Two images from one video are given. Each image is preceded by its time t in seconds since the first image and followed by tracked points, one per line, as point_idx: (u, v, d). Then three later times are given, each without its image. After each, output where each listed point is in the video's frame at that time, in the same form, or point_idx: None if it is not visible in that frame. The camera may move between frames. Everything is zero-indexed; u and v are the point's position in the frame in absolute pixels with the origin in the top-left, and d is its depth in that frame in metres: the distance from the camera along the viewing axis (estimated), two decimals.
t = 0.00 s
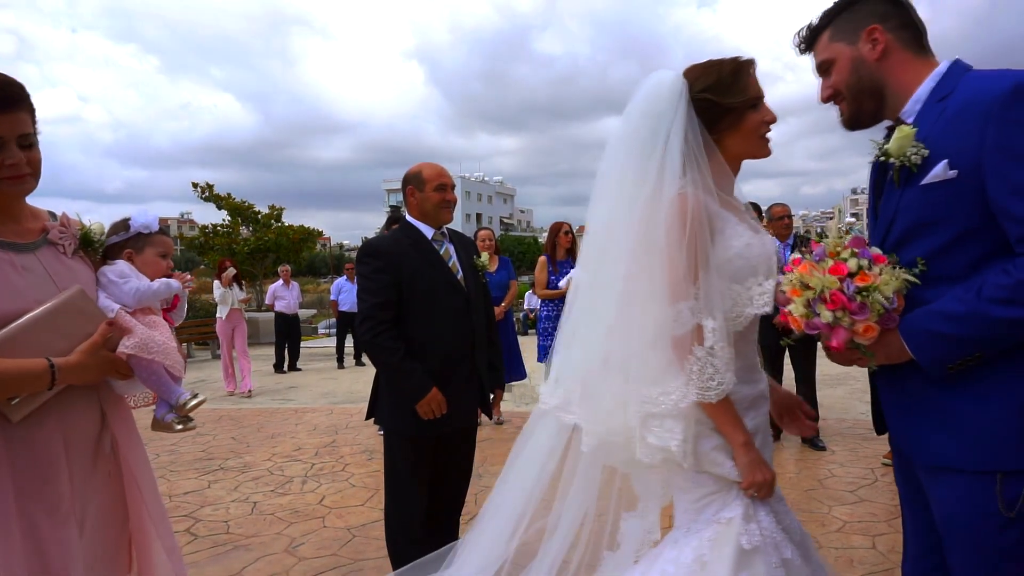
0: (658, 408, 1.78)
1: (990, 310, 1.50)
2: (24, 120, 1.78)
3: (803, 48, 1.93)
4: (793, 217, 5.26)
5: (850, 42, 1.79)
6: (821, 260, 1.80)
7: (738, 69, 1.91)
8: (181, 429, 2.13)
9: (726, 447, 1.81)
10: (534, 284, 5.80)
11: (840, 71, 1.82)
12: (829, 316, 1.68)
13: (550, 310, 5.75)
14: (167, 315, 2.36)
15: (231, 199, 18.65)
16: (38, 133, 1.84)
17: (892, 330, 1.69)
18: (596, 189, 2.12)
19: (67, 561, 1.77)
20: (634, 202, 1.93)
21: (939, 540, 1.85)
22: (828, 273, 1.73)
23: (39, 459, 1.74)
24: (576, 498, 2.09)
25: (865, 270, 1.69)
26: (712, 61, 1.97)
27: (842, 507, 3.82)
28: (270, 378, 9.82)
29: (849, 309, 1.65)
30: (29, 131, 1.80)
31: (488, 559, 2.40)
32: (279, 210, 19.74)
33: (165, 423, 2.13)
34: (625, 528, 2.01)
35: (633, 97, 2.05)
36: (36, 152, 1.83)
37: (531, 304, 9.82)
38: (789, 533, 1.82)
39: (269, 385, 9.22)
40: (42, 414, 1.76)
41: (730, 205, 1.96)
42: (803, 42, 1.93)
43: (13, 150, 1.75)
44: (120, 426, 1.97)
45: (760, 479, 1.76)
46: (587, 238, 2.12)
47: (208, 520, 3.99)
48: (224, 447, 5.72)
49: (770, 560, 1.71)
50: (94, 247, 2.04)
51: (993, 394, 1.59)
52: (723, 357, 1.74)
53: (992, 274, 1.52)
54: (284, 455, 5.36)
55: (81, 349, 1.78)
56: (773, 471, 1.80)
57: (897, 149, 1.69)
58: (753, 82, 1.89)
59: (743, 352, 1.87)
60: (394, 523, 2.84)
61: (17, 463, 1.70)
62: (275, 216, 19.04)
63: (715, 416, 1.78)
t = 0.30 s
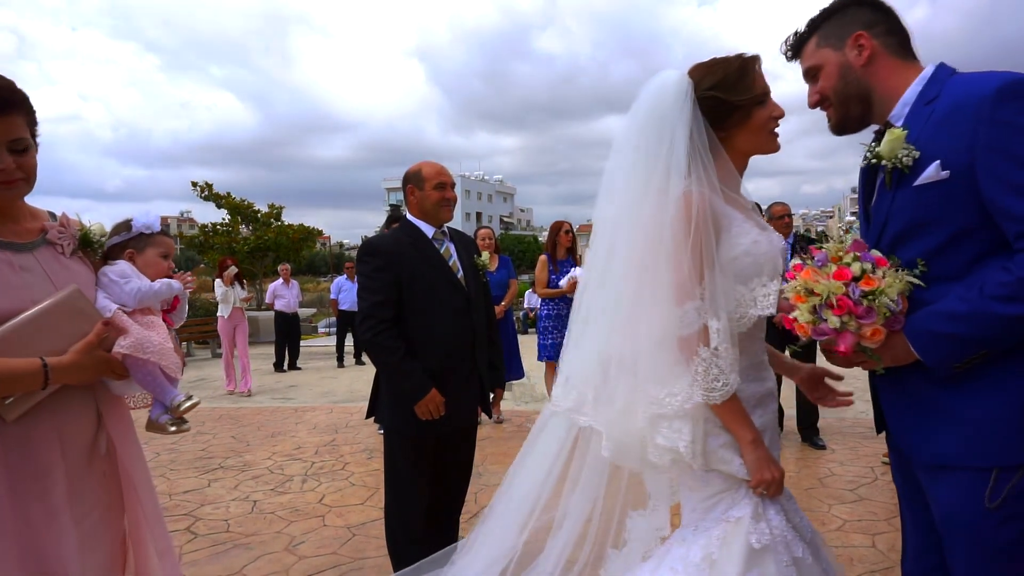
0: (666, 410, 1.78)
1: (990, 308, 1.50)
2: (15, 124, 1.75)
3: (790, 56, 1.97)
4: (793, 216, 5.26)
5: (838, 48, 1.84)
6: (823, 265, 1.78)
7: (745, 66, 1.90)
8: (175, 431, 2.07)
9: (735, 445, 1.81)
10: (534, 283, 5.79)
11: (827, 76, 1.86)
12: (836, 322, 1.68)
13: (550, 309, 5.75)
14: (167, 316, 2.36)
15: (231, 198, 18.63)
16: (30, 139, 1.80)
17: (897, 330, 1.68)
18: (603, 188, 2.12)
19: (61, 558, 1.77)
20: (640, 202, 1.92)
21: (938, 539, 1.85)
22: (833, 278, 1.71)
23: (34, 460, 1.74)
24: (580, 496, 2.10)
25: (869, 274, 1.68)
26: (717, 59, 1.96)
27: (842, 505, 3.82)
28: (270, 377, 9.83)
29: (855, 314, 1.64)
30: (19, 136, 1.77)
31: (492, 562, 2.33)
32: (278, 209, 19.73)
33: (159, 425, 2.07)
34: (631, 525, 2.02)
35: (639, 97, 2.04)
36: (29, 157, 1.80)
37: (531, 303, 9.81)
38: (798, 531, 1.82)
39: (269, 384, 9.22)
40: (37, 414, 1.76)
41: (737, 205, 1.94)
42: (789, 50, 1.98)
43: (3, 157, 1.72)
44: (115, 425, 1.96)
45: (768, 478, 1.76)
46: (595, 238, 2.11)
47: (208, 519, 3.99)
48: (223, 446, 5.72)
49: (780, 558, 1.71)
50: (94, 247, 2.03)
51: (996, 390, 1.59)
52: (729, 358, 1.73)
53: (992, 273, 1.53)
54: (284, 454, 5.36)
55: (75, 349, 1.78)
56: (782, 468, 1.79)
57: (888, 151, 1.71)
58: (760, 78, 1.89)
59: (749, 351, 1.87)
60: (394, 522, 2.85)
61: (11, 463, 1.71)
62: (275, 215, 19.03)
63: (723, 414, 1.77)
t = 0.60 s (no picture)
0: (669, 412, 1.76)
1: (992, 305, 1.51)
2: (8, 125, 1.74)
3: (782, 58, 1.97)
4: (793, 215, 5.26)
5: (828, 50, 1.84)
6: (828, 266, 1.76)
7: (750, 64, 1.89)
8: (169, 431, 2.07)
9: (742, 444, 1.80)
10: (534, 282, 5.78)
11: (818, 79, 1.87)
12: (845, 322, 1.63)
13: (550, 308, 5.74)
14: (163, 316, 2.36)
15: (231, 197, 18.61)
16: (24, 140, 1.79)
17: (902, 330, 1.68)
18: (605, 188, 2.11)
19: (53, 556, 1.77)
20: (643, 203, 1.92)
21: (938, 539, 1.86)
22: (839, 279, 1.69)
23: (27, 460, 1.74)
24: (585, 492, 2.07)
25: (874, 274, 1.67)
26: (721, 58, 1.96)
27: (843, 504, 3.82)
28: (270, 376, 9.83)
29: (864, 314, 1.62)
30: (14, 137, 1.76)
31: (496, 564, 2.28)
32: (278, 207, 19.72)
33: (154, 424, 2.07)
34: (636, 525, 2.05)
35: (643, 97, 2.03)
36: (23, 159, 1.78)
37: (532, 302, 9.80)
38: (803, 531, 1.82)
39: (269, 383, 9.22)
40: (31, 413, 1.76)
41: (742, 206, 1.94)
42: (781, 52, 1.98)
43: None
44: (110, 426, 1.96)
45: (775, 478, 1.75)
46: (598, 238, 2.10)
47: (208, 518, 3.98)
48: (223, 445, 5.72)
49: (786, 559, 1.71)
50: (92, 246, 2.03)
51: (996, 387, 1.60)
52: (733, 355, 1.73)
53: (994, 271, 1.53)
54: (284, 452, 5.36)
55: (70, 347, 1.78)
56: (788, 470, 1.79)
57: (884, 154, 1.71)
58: (765, 75, 1.89)
59: (755, 350, 1.87)
60: (394, 522, 2.85)
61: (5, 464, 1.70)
62: (275, 214, 19.02)
63: (731, 414, 1.77)
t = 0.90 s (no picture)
0: (663, 418, 1.76)
1: (998, 305, 1.51)
2: (3, 125, 1.74)
3: (776, 59, 1.96)
4: (793, 214, 5.25)
5: (822, 52, 1.84)
6: (835, 269, 1.74)
7: (754, 64, 1.89)
8: (166, 430, 2.08)
9: (748, 446, 1.81)
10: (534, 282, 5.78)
11: (811, 80, 1.86)
12: (854, 326, 1.62)
13: (550, 308, 5.74)
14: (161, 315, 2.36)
15: (231, 196, 18.60)
16: (19, 139, 1.78)
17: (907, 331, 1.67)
18: (609, 189, 2.11)
19: (43, 556, 1.78)
20: (646, 205, 1.91)
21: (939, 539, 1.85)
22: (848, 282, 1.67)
23: (20, 461, 1.74)
24: (588, 491, 2.06)
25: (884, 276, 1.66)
26: (724, 59, 1.95)
27: (843, 503, 3.82)
28: (270, 375, 9.83)
29: (874, 317, 1.61)
30: (9, 137, 1.75)
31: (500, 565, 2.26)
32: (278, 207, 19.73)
33: (151, 423, 2.08)
34: (640, 525, 2.00)
35: (646, 98, 2.02)
36: (17, 158, 1.78)
37: (532, 302, 9.80)
38: (807, 533, 1.82)
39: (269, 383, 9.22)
40: (26, 413, 1.76)
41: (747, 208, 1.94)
42: (775, 53, 1.97)
43: None
44: (106, 427, 1.96)
45: (779, 480, 1.75)
46: (601, 240, 2.10)
47: (208, 517, 3.99)
48: (224, 444, 5.72)
49: (790, 562, 1.71)
50: (88, 245, 2.03)
51: (997, 386, 1.61)
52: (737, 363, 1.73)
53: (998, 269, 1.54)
54: (285, 452, 5.37)
55: (65, 346, 1.78)
56: (792, 473, 1.78)
57: (881, 156, 1.70)
58: (770, 74, 1.89)
59: (762, 350, 1.87)
60: (394, 521, 2.84)
61: None
62: (275, 213, 19.02)
63: (738, 414, 1.77)
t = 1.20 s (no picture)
0: (658, 422, 1.76)
1: (1000, 306, 1.52)
2: None
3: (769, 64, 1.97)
4: (790, 215, 5.26)
5: (814, 56, 1.84)
6: (837, 273, 1.73)
7: (754, 66, 1.88)
8: (159, 432, 2.06)
9: (749, 448, 1.81)
10: (533, 283, 5.78)
11: (802, 85, 1.87)
12: (859, 330, 1.62)
13: (548, 309, 5.74)
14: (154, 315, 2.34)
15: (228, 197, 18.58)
16: (10, 138, 1.78)
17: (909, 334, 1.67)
18: (610, 193, 2.10)
19: (30, 560, 1.77)
20: (647, 209, 1.91)
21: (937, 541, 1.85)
22: (851, 287, 1.66)
23: (9, 465, 1.74)
24: (588, 495, 2.06)
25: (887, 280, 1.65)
26: (723, 61, 1.95)
27: (840, 504, 3.82)
28: (268, 376, 9.82)
29: (878, 322, 1.61)
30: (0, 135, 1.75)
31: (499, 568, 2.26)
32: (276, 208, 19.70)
33: (143, 425, 2.06)
34: (640, 528, 1.98)
35: (647, 101, 2.01)
36: (8, 157, 1.77)
37: (530, 303, 9.80)
38: (806, 537, 1.82)
39: (267, 385, 9.21)
40: (15, 417, 1.76)
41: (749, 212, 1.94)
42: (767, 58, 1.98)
43: None
44: (95, 432, 1.95)
45: (780, 483, 1.74)
46: (602, 243, 2.09)
47: (206, 518, 3.98)
48: (221, 446, 5.71)
49: (790, 567, 1.71)
50: (80, 245, 2.02)
51: (996, 386, 1.61)
52: (739, 366, 1.73)
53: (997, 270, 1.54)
54: (282, 453, 5.36)
55: (56, 349, 1.79)
56: (793, 476, 1.78)
57: (876, 161, 1.70)
58: (770, 76, 1.88)
59: (763, 353, 1.87)
60: (392, 523, 2.84)
61: None
62: (273, 214, 19.01)
63: (740, 417, 1.77)
